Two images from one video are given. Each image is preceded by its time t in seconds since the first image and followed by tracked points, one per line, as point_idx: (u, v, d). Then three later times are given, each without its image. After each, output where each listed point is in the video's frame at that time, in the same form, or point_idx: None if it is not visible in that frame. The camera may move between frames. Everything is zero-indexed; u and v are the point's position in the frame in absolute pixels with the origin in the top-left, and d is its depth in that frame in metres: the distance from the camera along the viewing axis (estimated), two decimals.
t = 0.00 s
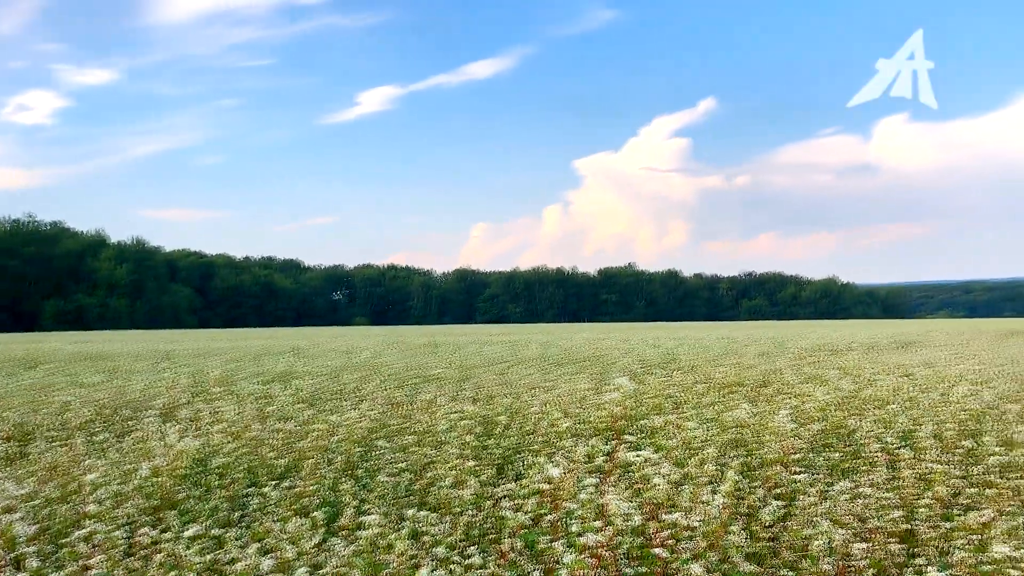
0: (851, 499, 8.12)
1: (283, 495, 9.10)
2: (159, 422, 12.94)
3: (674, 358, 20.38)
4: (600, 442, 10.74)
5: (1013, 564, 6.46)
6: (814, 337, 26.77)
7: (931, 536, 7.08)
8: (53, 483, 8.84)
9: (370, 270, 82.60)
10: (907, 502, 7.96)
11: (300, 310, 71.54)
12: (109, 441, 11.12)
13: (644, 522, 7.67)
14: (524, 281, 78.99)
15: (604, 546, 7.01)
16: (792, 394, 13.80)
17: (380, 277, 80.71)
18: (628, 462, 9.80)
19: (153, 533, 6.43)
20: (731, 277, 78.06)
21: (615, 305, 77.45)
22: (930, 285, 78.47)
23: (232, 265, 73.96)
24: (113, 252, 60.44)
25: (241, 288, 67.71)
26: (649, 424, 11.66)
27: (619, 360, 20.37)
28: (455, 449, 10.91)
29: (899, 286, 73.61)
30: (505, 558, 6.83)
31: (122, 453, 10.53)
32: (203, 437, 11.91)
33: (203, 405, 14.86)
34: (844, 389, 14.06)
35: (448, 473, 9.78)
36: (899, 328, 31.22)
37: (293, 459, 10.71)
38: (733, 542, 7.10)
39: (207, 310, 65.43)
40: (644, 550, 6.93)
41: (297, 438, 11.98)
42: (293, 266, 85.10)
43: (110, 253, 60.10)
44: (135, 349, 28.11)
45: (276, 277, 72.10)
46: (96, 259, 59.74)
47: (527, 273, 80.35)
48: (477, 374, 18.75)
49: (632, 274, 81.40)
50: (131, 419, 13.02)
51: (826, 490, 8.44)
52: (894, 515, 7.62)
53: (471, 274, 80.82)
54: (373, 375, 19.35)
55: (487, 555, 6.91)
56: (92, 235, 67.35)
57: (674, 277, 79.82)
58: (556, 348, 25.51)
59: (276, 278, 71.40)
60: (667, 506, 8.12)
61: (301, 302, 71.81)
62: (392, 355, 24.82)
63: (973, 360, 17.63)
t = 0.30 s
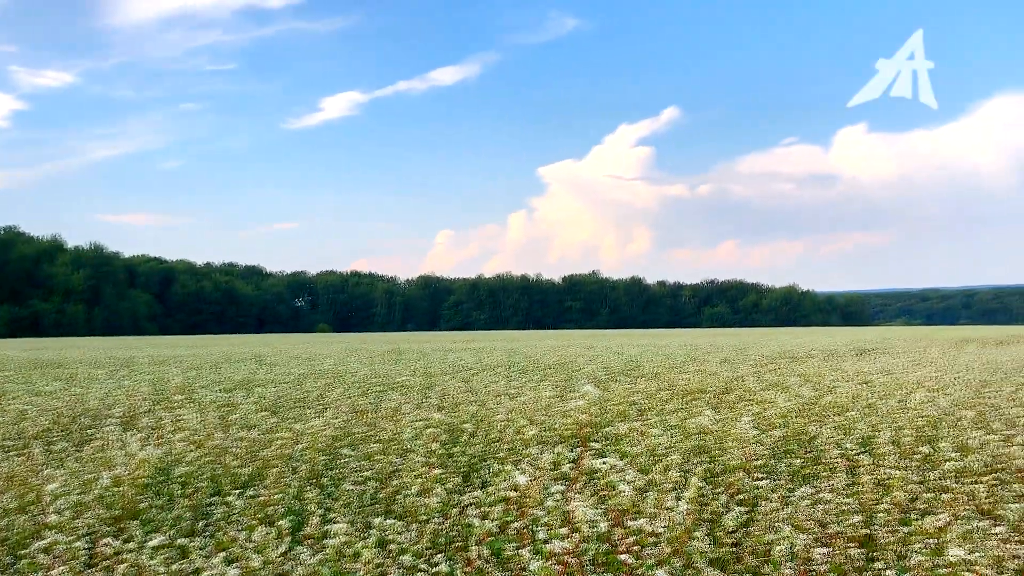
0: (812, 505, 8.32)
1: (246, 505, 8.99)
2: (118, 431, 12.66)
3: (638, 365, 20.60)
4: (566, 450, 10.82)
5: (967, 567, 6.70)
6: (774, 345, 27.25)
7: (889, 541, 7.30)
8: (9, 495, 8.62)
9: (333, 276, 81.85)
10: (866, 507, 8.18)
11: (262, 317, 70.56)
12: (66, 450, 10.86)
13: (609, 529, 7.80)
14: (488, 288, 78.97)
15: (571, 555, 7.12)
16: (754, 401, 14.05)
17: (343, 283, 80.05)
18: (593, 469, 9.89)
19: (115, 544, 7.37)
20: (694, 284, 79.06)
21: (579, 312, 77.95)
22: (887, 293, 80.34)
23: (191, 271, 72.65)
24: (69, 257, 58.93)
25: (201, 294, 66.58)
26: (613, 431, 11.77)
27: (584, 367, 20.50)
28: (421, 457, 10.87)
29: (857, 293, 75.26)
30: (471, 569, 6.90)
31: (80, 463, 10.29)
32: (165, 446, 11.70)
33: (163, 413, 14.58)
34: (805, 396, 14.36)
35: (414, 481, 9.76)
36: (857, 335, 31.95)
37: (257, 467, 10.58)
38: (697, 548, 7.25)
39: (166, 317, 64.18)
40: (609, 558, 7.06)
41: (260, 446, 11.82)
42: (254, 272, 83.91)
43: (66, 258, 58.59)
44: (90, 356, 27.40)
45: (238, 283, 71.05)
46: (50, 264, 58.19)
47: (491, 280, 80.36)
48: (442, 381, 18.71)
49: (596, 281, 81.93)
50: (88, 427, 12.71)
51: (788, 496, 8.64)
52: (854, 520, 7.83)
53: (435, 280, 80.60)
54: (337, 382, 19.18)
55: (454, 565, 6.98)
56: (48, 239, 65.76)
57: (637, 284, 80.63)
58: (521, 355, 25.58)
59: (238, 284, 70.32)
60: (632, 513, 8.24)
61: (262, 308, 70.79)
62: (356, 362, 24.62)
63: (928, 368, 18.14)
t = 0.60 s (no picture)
0: (775, 510, 8.47)
1: (212, 510, 8.86)
2: (79, 436, 12.39)
3: (605, 372, 20.74)
4: (534, 456, 10.85)
5: (926, 571, 6.89)
6: (739, 351, 27.58)
7: (851, 545, 7.48)
8: None
9: (299, 280, 80.98)
10: (828, 513, 8.34)
11: (227, 320, 69.53)
12: (26, 456, 10.61)
13: (576, 534, 7.89)
14: (456, 293, 78.69)
15: (539, 560, 7.23)
16: (719, 407, 14.23)
17: (309, 287, 79.25)
18: (561, 475, 9.94)
19: (79, 550, 7.30)
20: (660, 291, 79.77)
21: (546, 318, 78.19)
22: (849, 301, 81.80)
23: (153, 273, 71.34)
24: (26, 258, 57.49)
25: (164, 297, 65.39)
26: (581, 437, 11.84)
27: (552, 373, 20.58)
28: (389, 463, 10.81)
29: (819, 300, 76.51)
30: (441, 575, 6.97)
31: (40, 469, 10.04)
32: (128, 451, 11.48)
33: (125, 418, 14.28)
34: (769, 403, 14.57)
35: (382, 487, 9.70)
36: (819, 343, 32.46)
37: (223, 473, 10.43)
38: (663, 552, 7.39)
39: (127, 320, 62.95)
40: (576, 563, 7.19)
41: (226, 452, 11.66)
42: (219, 275, 82.67)
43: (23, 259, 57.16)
44: (49, 360, 26.74)
45: (202, 286, 69.91)
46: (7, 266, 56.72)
47: (459, 285, 80.16)
48: (409, 387, 18.63)
49: (563, 286, 82.22)
50: (48, 432, 12.42)
51: (752, 502, 8.78)
52: (816, 525, 7.99)
53: (402, 285, 80.22)
54: (304, 387, 18.99)
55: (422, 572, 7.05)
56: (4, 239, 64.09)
57: (604, 290, 81.14)
58: (489, 360, 25.58)
59: (201, 287, 69.24)
60: (599, 518, 8.34)
61: (227, 312, 69.75)
62: (323, 367, 24.39)
63: (888, 375, 18.53)
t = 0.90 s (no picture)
0: (745, 514, 8.60)
1: (181, 514, 8.76)
2: (44, 439, 12.14)
3: (578, 376, 20.82)
4: (506, 460, 10.87)
5: None
6: (709, 356, 27.86)
7: (818, 550, 7.65)
8: None
9: (268, 282, 80.10)
10: (796, 517, 8.49)
11: (195, 322, 68.55)
12: None
13: (547, 540, 8.00)
14: (427, 296, 78.17)
15: (512, 565, 7.42)
16: (689, 412, 14.36)
17: (279, 289, 78.39)
18: (533, 479, 9.98)
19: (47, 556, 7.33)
20: (631, 296, 80.22)
21: (517, 322, 78.28)
22: (817, 307, 82.95)
23: (120, 273, 70.10)
24: None
25: (130, 298, 64.35)
26: (553, 442, 11.88)
27: (525, 377, 20.60)
28: (361, 467, 10.75)
29: (788, 306, 77.48)
30: None
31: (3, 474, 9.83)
32: (96, 455, 11.29)
33: (91, 421, 14.01)
34: (739, 408, 14.74)
35: (354, 491, 9.65)
36: (787, 348, 32.87)
37: (192, 477, 10.29)
38: (633, 557, 7.57)
39: (92, 321, 61.82)
40: (550, 567, 7.41)
41: (196, 455, 11.50)
42: (187, 276, 81.45)
43: None
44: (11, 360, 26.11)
45: (171, 287, 68.84)
46: None
47: (430, 288, 79.75)
48: (381, 390, 18.54)
49: (535, 290, 82.35)
50: (12, 436, 12.15)
51: (722, 506, 8.89)
52: (784, 529, 8.15)
53: (373, 288, 79.83)
54: (275, 390, 18.80)
55: None
56: None
57: (576, 294, 81.44)
58: (461, 364, 25.52)
59: (169, 288, 68.20)
60: (571, 523, 8.45)
61: (195, 313, 68.80)
62: (294, 370, 24.14)
63: (855, 381, 18.86)
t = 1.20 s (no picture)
0: (718, 518, 8.67)
1: (154, 519, 8.65)
2: (11, 444, 11.89)
3: (553, 380, 20.84)
4: (481, 464, 10.85)
5: None
6: (683, 360, 28.02)
7: (790, 553, 7.75)
8: None
9: (241, 284, 79.18)
10: (769, 521, 8.58)
11: (167, 324, 67.58)
12: None
13: (522, 544, 8.02)
14: (402, 299, 77.67)
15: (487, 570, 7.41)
16: (663, 416, 14.42)
17: (252, 292, 77.53)
18: (508, 484, 9.96)
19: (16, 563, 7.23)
20: (606, 300, 80.41)
21: (491, 325, 78.18)
22: (789, 312, 83.86)
23: (89, 274, 68.93)
24: None
25: (101, 300, 63.40)
26: (529, 446, 11.87)
27: (500, 381, 20.56)
28: (335, 471, 10.66)
29: (761, 310, 78.22)
30: None
31: None
32: (66, 459, 11.08)
33: (59, 425, 13.74)
34: (712, 412, 14.84)
35: (328, 495, 9.57)
36: (759, 352, 33.17)
37: (164, 482, 10.12)
38: (608, 562, 7.62)
39: (61, 323, 60.72)
40: (524, 572, 7.41)
41: (167, 459, 11.32)
42: (158, 277, 80.26)
43: None
44: None
45: (142, 289, 67.80)
46: None
47: (405, 291, 79.29)
48: (356, 394, 18.40)
49: (510, 293, 82.30)
50: None
51: (695, 510, 8.94)
52: (757, 533, 8.23)
53: (347, 291, 79.30)
54: (248, 394, 18.57)
55: None
56: None
57: (551, 298, 81.56)
58: (436, 368, 25.41)
59: (140, 289, 67.19)
60: (546, 527, 8.47)
61: (167, 315, 67.87)
62: (267, 374, 23.87)
63: (826, 385, 19.07)
